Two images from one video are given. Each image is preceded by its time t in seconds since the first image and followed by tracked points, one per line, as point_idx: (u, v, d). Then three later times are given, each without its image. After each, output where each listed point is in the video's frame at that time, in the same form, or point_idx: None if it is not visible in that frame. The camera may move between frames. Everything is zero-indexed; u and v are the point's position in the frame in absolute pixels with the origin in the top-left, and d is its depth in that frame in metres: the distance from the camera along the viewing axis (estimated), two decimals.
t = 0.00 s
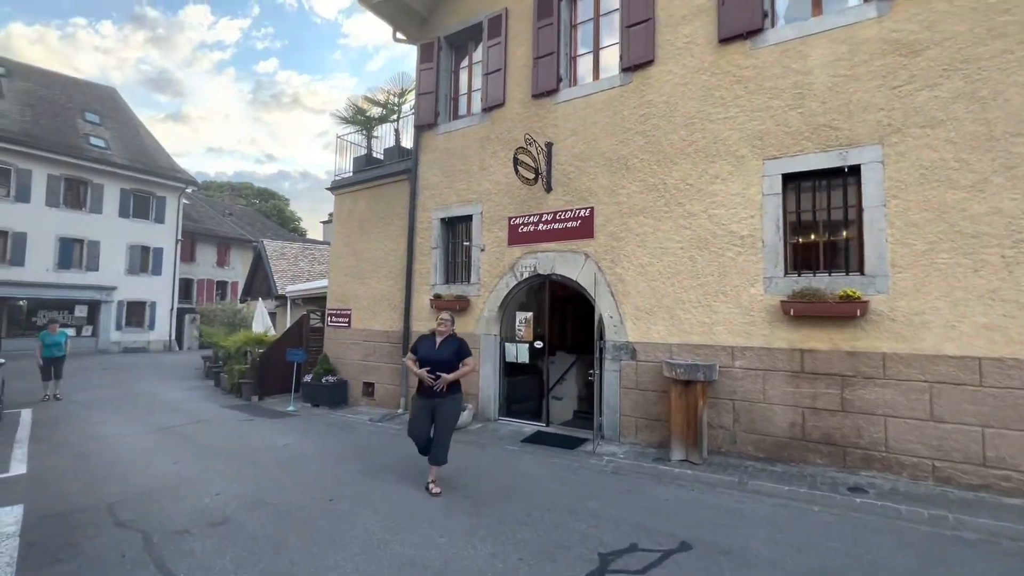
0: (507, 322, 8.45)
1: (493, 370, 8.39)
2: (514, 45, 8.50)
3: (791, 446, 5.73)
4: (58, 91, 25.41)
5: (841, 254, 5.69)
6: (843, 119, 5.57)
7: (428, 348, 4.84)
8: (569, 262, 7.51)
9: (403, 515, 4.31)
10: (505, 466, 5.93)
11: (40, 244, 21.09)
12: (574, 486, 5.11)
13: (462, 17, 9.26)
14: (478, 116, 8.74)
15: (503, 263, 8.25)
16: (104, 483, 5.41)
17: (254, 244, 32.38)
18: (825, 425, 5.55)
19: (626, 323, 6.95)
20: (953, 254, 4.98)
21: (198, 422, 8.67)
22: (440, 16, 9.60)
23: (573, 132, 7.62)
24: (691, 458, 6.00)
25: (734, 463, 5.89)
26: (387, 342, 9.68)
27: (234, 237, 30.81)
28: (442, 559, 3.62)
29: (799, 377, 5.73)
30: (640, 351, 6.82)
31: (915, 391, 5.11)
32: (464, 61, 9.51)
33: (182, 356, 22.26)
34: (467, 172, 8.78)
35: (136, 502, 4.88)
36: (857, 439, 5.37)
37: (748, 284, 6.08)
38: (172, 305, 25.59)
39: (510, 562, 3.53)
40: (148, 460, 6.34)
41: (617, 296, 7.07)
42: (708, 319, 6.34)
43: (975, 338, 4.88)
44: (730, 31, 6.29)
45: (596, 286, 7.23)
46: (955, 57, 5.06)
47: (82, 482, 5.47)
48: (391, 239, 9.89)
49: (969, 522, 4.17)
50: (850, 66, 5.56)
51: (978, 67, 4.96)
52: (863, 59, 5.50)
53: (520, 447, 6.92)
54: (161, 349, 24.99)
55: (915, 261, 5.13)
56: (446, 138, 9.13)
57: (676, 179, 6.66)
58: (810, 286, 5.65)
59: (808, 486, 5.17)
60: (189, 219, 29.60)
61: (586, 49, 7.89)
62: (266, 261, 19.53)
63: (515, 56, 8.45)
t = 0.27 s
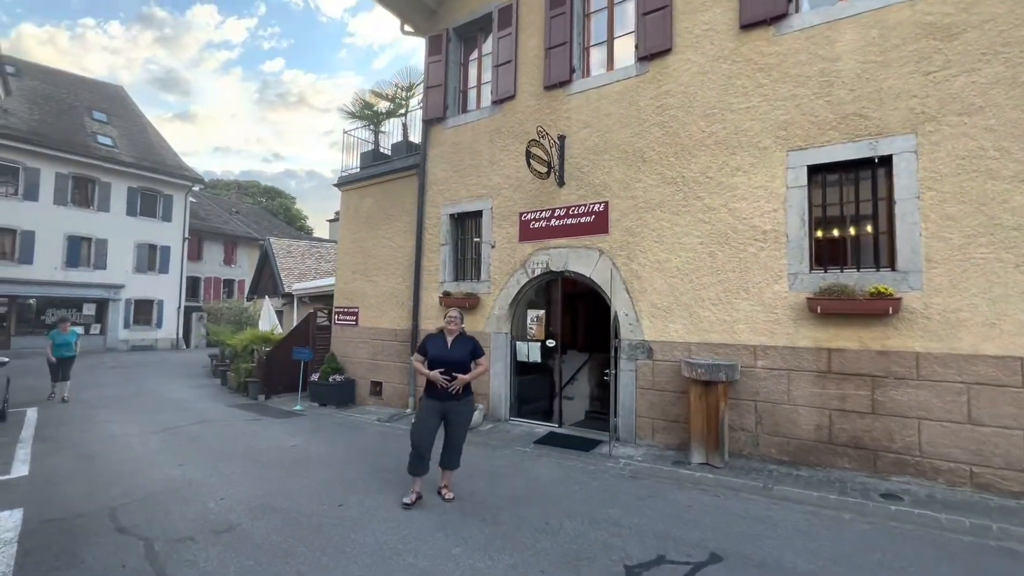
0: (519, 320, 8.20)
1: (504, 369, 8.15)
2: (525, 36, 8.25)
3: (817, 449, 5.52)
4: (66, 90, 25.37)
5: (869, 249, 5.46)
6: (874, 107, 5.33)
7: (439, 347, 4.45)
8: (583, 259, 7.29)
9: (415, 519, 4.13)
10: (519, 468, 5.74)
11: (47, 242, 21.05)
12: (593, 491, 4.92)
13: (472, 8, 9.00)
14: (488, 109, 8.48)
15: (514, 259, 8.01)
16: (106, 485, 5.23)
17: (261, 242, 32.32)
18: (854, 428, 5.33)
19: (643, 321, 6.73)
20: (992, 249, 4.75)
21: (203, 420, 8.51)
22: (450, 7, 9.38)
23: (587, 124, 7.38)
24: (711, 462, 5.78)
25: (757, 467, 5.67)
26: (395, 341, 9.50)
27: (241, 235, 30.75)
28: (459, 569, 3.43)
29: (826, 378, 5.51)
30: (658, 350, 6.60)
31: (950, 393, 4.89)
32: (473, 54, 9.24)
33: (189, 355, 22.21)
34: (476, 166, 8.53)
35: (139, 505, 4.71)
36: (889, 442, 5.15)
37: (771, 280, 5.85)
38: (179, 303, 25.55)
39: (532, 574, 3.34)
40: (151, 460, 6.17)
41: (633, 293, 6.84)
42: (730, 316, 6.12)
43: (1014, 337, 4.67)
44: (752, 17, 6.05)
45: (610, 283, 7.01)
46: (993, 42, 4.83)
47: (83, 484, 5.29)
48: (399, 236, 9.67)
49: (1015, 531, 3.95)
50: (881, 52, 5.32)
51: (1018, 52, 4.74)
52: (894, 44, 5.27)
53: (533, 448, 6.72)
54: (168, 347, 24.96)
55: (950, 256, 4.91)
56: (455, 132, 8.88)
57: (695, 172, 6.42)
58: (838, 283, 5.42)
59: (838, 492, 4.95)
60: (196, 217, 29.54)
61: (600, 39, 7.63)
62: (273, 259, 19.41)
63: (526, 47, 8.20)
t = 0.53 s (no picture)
0: (527, 318, 7.95)
1: (512, 368, 7.90)
2: (533, 25, 7.97)
3: (841, 452, 5.30)
4: (68, 86, 25.21)
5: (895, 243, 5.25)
6: (902, 94, 5.10)
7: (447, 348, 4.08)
8: (593, 254, 7.05)
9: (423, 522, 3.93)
10: (530, 471, 5.53)
11: (50, 239, 20.92)
12: (609, 495, 4.71)
13: None
14: (494, 100, 8.23)
15: (522, 255, 7.76)
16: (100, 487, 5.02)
17: (264, 240, 32.18)
18: (880, 430, 5.12)
19: (656, 318, 6.49)
20: None
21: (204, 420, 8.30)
22: None
23: (597, 115, 7.14)
24: (728, 465, 5.55)
25: (777, 470, 5.45)
26: (400, 339, 9.29)
27: (244, 233, 30.61)
28: None
29: (850, 378, 5.30)
30: (672, 348, 6.37)
31: (983, 393, 4.68)
32: (479, 45, 8.97)
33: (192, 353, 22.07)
34: (483, 159, 8.28)
35: (134, 508, 4.50)
36: (917, 445, 4.94)
37: (792, 276, 5.63)
38: (183, 301, 25.38)
39: None
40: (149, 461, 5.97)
41: (645, 290, 6.60)
42: (748, 313, 5.89)
43: None
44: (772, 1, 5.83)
45: (622, 279, 6.77)
46: None
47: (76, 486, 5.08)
48: (403, 232, 9.44)
49: None
50: (910, 36, 5.10)
51: None
52: (924, 27, 5.05)
53: (543, 449, 6.50)
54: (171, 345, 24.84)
55: (984, 249, 4.70)
56: (461, 125, 8.62)
57: (711, 163, 6.17)
58: (862, 278, 5.21)
59: (866, 497, 4.73)
60: (198, 215, 29.39)
61: (610, 27, 7.37)
62: (276, 257, 19.24)
63: (534, 36, 7.94)
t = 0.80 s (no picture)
0: (533, 316, 7.73)
1: (517, 368, 7.68)
2: (539, 14, 7.71)
3: (862, 457, 5.10)
4: (66, 82, 24.97)
5: (919, 239, 5.05)
6: (929, 83, 4.89)
7: (441, 349, 3.61)
8: (602, 251, 6.83)
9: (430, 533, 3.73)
10: (540, 475, 5.32)
11: (49, 237, 20.73)
12: (624, 503, 4.51)
13: None
14: (499, 93, 7.99)
15: (527, 252, 7.53)
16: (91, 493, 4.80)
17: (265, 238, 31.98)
18: (904, 434, 4.92)
19: (668, 317, 6.27)
20: None
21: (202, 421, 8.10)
22: None
23: (606, 107, 6.91)
24: (745, 470, 5.34)
25: (796, 476, 5.25)
26: (403, 337, 9.08)
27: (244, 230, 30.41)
28: None
29: (871, 380, 5.09)
30: (684, 348, 6.15)
31: (1015, 396, 4.49)
32: (484, 36, 8.71)
33: (192, 351, 21.90)
34: (487, 153, 8.06)
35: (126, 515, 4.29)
36: (944, 451, 4.74)
37: (811, 273, 5.41)
38: (183, 298, 25.19)
39: None
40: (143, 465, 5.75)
41: (656, 288, 6.38)
42: (765, 312, 5.68)
43: None
44: None
45: (632, 277, 6.55)
46: None
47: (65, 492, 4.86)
48: (405, 228, 9.21)
49: None
50: (937, 22, 4.90)
51: None
52: (953, 12, 4.84)
53: (551, 452, 6.29)
54: (172, 343, 24.67)
55: (1016, 246, 4.50)
56: (464, 118, 8.39)
57: (726, 157, 5.96)
58: (885, 275, 5.00)
59: (891, 505, 4.53)
60: (198, 212, 29.18)
61: (620, 16, 7.12)
62: (277, 254, 19.03)
63: (540, 26, 7.68)
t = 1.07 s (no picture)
0: (539, 313, 7.53)
1: (522, 366, 7.48)
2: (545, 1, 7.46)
3: (883, 459, 4.93)
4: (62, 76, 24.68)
5: (944, 233, 4.88)
6: (957, 70, 4.72)
7: (437, 349, 3.25)
8: (610, 246, 6.63)
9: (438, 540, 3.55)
10: (549, 477, 5.14)
11: (45, 232, 20.50)
12: (640, 507, 4.32)
13: None
14: (504, 83, 7.77)
15: (533, 247, 7.32)
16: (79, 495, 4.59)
17: (263, 234, 31.75)
18: (928, 435, 4.75)
19: (679, 314, 6.08)
20: None
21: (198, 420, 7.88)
22: None
23: (616, 97, 6.70)
24: (760, 472, 5.14)
25: (814, 478, 5.07)
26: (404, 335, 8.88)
27: (243, 227, 30.18)
28: None
29: (894, 379, 4.92)
30: (696, 346, 5.95)
31: None
32: (488, 25, 8.46)
33: (191, 348, 21.70)
34: (491, 146, 7.85)
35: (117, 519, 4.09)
36: (970, 453, 4.57)
37: (830, 268, 5.23)
38: (181, 295, 24.96)
39: None
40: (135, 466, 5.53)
41: (667, 284, 6.19)
42: (781, 309, 5.49)
43: None
44: None
45: (642, 273, 6.36)
46: None
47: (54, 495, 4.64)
48: (407, 223, 9.00)
49: None
50: (965, 7, 4.73)
51: None
52: None
53: (559, 452, 6.10)
54: (170, 340, 24.46)
55: None
56: (468, 110, 8.17)
57: (741, 148, 5.78)
58: (909, 271, 4.84)
59: (917, 509, 4.35)
60: (196, 208, 28.93)
61: (629, 3, 6.90)
62: (276, 250, 18.83)
63: (546, 13, 7.43)
